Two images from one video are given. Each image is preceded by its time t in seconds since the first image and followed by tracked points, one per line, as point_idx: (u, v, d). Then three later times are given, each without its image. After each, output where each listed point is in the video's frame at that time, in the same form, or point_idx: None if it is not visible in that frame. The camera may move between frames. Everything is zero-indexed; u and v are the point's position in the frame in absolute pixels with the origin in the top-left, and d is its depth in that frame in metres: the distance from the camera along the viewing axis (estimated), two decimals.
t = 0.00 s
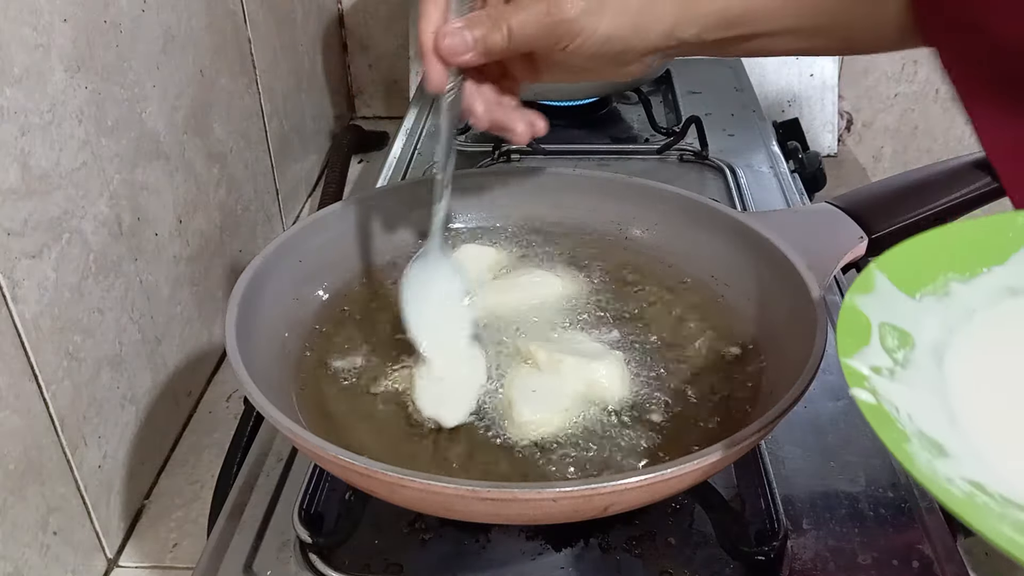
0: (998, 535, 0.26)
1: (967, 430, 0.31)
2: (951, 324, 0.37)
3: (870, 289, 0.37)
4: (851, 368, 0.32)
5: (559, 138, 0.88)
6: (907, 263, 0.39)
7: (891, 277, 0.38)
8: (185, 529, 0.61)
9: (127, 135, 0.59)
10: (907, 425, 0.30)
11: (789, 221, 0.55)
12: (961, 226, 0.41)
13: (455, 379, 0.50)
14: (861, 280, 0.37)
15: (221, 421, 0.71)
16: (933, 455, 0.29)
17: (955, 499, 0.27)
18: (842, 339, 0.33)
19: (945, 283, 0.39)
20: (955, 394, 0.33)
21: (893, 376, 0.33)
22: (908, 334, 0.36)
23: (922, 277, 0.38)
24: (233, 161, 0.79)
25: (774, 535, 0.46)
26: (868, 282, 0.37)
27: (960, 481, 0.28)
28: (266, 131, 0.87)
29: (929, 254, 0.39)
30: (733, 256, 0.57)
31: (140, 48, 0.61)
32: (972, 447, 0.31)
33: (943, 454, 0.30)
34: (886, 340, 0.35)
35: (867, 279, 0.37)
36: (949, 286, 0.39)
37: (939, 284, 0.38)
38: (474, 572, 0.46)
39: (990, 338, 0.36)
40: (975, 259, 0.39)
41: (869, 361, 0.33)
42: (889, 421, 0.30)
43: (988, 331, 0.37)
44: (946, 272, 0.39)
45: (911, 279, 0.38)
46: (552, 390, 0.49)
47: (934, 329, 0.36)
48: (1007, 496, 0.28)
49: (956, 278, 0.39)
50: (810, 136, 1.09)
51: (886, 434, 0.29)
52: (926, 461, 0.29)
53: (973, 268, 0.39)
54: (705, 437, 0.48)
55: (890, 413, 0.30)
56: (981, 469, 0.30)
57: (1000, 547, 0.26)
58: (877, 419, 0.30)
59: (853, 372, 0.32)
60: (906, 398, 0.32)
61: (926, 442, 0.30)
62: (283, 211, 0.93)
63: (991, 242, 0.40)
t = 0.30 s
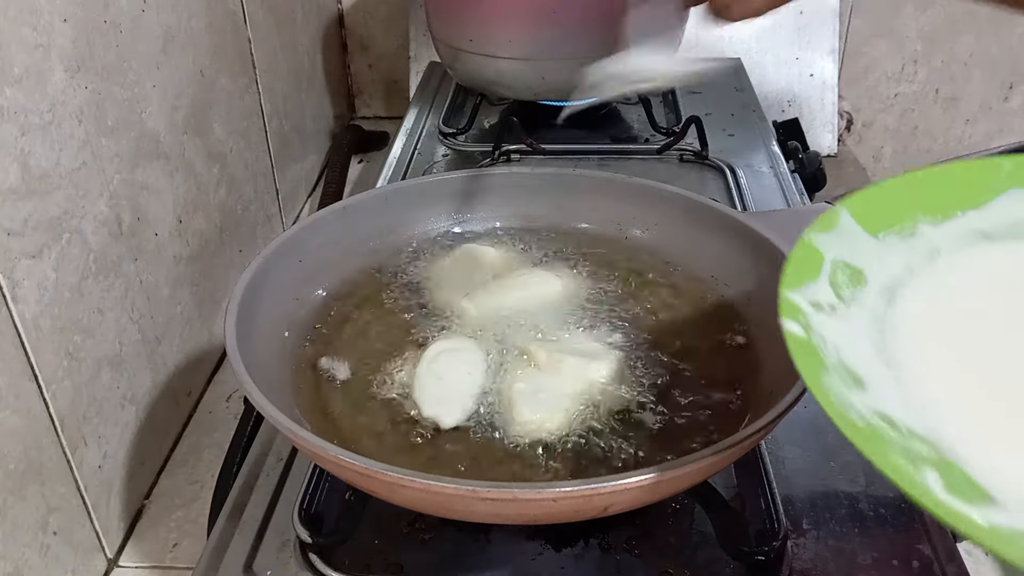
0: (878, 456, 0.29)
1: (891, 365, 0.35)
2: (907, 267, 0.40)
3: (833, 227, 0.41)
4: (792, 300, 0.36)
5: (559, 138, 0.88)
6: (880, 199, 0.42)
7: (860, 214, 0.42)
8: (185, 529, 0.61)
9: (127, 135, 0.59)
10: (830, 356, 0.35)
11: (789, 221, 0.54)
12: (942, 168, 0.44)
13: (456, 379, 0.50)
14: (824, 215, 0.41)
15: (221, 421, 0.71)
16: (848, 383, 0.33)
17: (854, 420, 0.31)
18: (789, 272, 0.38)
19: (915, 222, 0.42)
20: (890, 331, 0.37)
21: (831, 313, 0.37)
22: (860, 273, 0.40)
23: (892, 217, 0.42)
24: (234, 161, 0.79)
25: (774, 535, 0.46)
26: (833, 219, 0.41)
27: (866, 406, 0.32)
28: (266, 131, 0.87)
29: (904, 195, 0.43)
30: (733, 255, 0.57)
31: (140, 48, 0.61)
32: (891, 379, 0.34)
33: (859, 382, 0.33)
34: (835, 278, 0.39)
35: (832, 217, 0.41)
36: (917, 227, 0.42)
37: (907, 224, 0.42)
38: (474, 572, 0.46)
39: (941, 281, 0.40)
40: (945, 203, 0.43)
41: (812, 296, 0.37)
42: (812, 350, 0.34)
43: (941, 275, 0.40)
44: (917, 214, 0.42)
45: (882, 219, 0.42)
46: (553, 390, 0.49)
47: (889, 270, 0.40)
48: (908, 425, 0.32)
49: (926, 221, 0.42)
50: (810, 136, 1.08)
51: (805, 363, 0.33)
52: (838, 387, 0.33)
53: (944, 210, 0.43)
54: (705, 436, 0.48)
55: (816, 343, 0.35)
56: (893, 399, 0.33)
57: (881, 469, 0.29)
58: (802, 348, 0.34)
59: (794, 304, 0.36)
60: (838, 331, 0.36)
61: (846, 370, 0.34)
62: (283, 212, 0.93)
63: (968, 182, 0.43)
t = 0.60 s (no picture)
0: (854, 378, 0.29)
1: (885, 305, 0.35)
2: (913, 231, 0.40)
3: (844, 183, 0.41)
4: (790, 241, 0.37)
5: (559, 138, 0.88)
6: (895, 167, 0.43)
7: (871, 177, 0.42)
8: (185, 529, 0.61)
9: (127, 135, 0.59)
10: (824, 290, 0.34)
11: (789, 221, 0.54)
12: (955, 140, 0.44)
13: (458, 381, 0.50)
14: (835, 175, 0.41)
15: (221, 421, 0.71)
16: (837, 314, 0.33)
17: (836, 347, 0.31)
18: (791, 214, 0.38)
19: (928, 186, 0.42)
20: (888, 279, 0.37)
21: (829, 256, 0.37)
22: (865, 225, 0.40)
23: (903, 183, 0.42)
24: (233, 161, 0.79)
25: (774, 535, 0.46)
26: (843, 179, 0.41)
27: (851, 334, 0.32)
28: (266, 131, 0.87)
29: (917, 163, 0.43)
30: (733, 256, 0.57)
31: (140, 48, 0.61)
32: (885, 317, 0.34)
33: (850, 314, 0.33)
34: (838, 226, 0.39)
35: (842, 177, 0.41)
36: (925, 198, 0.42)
37: (915, 192, 0.42)
38: (474, 573, 0.46)
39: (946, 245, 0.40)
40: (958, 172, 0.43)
41: (813, 238, 0.37)
42: (804, 282, 0.34)
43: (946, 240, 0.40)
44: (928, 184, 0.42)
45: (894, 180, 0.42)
46: (553, 391, 0.49)
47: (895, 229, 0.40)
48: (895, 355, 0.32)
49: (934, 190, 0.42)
50: (810, 137, 1.08)
51: (795, 292, 0.33)
52: (825, 316, 0.32)
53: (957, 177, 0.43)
54: (705, 437, 0.48)
55: (810, 281, 0.34)
56: (883, 333, 0.33)
57: (857, 389, 0.29)
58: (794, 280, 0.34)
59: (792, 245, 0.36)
60: (834, 271, 0.36)
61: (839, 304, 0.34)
62: (283, 211, 0.93)
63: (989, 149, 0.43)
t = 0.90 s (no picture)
0: (889, 323, 0.31)
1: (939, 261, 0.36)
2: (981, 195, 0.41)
3: (905, 160, 0.44)
4: (846, 209, 0.39)
5: (559, 138, 0.88)
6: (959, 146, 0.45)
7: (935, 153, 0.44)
8: (185, 529, 0.61)
9: (127, 135, 0.59)
10: (877, 250, 0.36)
11: (789, 221, 0.54)
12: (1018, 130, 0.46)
13: (467, 377, 0.51)
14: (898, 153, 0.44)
15: (221, 421, 0.71)
16: (886, 270, 0.35)
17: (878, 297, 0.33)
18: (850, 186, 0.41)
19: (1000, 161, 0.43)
20: (947, 236, 0.38)
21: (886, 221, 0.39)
22: (929, 193, 0.41)
23: (969, 160, 0.44)
24: (233, 161, 0.79)
25: (774, 535, 0.46)
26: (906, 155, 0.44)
27: (897, 287, 0.34)
28: (266, 131, 0.87)
29: (980, 144, 0.45)
30: (733, 255, 0.57)
31: (140, 48, 0.61)
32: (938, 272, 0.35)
33: (899, 270, 0.35)
34: (897, 195, 0.41)
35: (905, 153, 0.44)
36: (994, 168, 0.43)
37: (983, 164, 0.43)
38: (474, 573, 0.46)
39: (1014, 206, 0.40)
40: None
41: (870, 208, 0.40)
42: (854, 244, 0.37)
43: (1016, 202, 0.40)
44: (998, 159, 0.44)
45: (960, 158, 0.44)
46: (554, 390, 0.49)
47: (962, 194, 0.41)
48: (941, 303, 0.33)
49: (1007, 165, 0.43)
50: (810, 137, 1.08)
51: (845, 252, 0.36)
52: (872, 271, 0.35)
53: None
54: (705, 437, 0.48)
55: (861, 239, 0.37)
56: (931, 285, 0.34)
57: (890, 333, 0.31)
58: (845, 243, 0.37)
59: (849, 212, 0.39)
60: (889, 231, 0.38)
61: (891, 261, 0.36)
62: (283, 211, 0.93)
63: None
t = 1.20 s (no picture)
0: (904, 298, 0.31)
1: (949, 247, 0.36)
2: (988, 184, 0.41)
3: (916, 140, 0.43)
4: (859, 185, 0.39)
5: (559, 138, 0.88)
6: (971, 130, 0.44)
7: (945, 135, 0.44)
8: (185, 529, 0.61)
9: (127, 135, 0.59)
10: (889, 230, 0.36)
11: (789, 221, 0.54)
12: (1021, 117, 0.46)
13: (462, 376, 0.51)
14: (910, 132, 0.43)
15: (221, 421, 0.71)
16: (898, 251, 0.35)
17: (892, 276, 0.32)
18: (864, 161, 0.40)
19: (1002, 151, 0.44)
20: (955, 223, 0.38)
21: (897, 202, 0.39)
22: (938, 178, 0.41)
23: (978, 146, 0.44)
24: (233, 161, 0.79)
25: (774, 535, 0.46)
26: (917, 136, 0.43)
27: (910, 269, 0.34)
28: (266, 131, 0.87)
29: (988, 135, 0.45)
30: (733, 255, 0.57)
31: (140, 48, 0.61)
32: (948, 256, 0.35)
33: (910, 253, 0.35)
34: (908, 176, 0.41)
35: (916, 134, 0.43)
36: (1000, 159, 0.43)
37: (991, 153, 0.43)
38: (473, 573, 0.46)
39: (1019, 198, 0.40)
40: None
41: (882, 186, 0.39)
42: (867, 222, 0.36)
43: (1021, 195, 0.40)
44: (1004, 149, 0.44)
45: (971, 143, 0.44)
46: (554, 390, 0.49)
47: (970, 183, 0.41)
48: (952, 287, 0.33)
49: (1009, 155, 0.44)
50: (810, 137, 1.08)
51: (858, 229, 0.35)
52: (885, 251, 0.34)
53: None
54: (704, 437, 0.48)
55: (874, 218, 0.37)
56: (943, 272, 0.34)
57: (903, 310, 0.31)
58: (860, 219, 0.36)
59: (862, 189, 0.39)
60: (900, 213, 0.38)
61: (902, 242, 0.35)
62: (283, 211, 0.93)
63: None
